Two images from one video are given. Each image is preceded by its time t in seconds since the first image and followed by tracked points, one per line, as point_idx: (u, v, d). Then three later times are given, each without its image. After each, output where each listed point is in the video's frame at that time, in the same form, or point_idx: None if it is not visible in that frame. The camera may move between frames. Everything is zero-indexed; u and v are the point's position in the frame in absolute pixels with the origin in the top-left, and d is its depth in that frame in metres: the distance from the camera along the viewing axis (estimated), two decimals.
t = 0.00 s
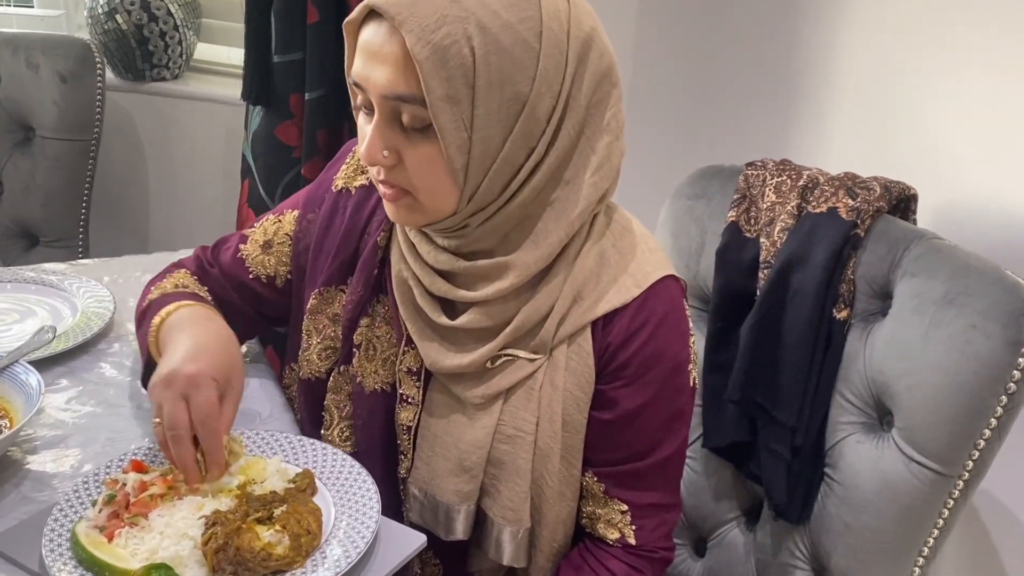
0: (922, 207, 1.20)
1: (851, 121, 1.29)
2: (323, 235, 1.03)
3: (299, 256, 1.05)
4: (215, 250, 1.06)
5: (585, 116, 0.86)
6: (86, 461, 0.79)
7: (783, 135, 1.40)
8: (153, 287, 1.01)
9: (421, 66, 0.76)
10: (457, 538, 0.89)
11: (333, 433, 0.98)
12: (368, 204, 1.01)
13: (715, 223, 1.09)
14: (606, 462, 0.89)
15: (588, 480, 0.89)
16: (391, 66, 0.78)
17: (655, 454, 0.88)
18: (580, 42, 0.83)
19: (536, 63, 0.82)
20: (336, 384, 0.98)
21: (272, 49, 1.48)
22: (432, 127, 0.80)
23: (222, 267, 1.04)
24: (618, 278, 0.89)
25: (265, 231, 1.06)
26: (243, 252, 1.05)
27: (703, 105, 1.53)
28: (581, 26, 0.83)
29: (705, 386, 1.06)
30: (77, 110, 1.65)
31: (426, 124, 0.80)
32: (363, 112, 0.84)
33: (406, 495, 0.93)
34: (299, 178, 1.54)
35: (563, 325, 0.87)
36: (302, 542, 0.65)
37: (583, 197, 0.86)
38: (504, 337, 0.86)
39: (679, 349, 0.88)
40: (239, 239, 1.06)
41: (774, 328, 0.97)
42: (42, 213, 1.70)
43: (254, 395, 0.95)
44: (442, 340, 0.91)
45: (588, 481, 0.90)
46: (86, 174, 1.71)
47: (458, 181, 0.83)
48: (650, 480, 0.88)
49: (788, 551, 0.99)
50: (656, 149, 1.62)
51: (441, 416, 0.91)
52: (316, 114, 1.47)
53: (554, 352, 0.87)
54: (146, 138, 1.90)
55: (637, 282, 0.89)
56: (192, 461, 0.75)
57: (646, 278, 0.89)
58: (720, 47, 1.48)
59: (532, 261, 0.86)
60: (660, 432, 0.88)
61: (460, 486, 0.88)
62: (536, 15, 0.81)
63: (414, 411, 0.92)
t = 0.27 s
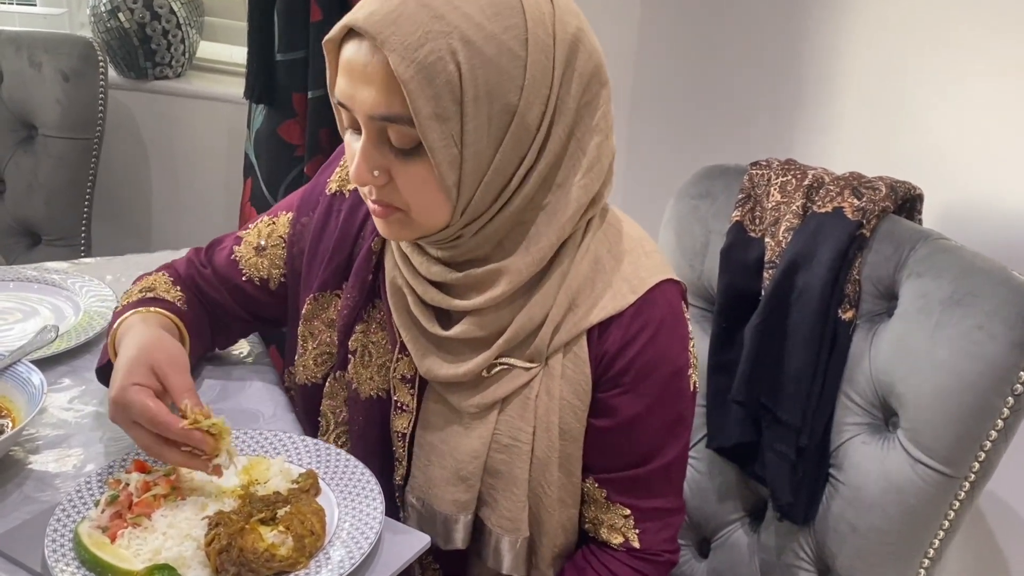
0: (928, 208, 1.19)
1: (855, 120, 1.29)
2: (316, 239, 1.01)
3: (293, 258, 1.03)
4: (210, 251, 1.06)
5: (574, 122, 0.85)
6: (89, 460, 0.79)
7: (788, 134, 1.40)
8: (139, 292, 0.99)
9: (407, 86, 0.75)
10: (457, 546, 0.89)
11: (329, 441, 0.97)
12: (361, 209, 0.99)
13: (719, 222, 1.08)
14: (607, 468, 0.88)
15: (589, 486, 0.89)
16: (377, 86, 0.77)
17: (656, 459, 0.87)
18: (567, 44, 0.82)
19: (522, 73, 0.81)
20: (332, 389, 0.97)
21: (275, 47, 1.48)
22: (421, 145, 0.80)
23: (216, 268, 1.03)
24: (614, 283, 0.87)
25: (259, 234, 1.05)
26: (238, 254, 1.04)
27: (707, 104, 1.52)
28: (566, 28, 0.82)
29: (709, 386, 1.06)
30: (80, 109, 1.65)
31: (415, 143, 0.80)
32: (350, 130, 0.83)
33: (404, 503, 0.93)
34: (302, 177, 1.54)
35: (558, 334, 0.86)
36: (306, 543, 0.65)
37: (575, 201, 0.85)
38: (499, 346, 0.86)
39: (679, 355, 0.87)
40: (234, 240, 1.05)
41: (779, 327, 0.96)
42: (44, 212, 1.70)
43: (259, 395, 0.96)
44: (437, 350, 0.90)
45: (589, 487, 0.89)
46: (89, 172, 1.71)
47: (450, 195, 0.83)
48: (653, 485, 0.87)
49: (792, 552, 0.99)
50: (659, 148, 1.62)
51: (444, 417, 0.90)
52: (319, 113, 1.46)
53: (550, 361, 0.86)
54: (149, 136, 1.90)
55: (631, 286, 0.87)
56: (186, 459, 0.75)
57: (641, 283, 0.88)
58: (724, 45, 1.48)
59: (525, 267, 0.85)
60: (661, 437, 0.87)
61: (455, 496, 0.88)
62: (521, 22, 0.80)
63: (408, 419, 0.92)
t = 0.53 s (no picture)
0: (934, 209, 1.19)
1: (860, 120, 1.28)
2: (305, 251, 0.98)
3: (283, 271, 1.00)
4: (201, 262, 1.03)
5: (549, 141, 0.80)
6: (91, 461, 0.79)
7: (793, 134, 1.40)
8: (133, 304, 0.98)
9: (365, 124, 0.72)
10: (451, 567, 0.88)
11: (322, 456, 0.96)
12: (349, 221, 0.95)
13: (724, 223, 1.07)
14: (606, 482, 0.87)
15: (590, 497, 0.88)
16: (334, 125, 0.73)
17: (657, 470, 0.85)
18: (534, 61, 0.77)
19: (488, 98, 0.76)
20: (325, 403, 0.94)
21: (278, 45, 1.48)
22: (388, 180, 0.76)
23: (207, 280, 1.01)
24: (604, 299, 0.85)
25: (248, 244, 1.02)
26: (227, 266, 1.01)
27: (712, 104, 1.52)
28: (534, 41, 0.78)
29: (715, 387, 1.06)
30: (83, 108, 1.65)
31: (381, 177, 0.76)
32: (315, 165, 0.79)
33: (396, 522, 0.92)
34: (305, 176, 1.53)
35: (548, 352, 0.84)
36: (309, 545, 0.64)
37: (555, 220, 0.81)
38: (489, 366, 0.84)
39: (674, 368, 0.85)
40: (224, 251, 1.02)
41: (784, 330, 0.96)
42: (46, 211, 1.70)
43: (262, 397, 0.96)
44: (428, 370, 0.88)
45: (590, 498, 0.88)
46: (91, 171, 1.71)
47: (423, 227, 0.79)
48: (655, 494, 0.85)
49: (797, 554, 0.99)
50: (663, 148, 1.61)
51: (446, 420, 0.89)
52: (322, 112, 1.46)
53: (542, 379, 0.84)
54: (151, 135, 1.89)
55: (623, 300, 0.85)
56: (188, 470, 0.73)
57: (634, 295, 0.85)
58: (729, 45, 1.47)
59: (509, 290, 0.82)
60: (660, 450, 0.84)
61: (449, 516, 0.86)
62: (482, 44, 0.75)
63: (398, 436, 0.89)
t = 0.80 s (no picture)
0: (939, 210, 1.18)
1: (865, 121, 1.28)
2: (298, 261, 0.97)
3: (278, 278, 0.99)
4: (198, 263, 1.03)
5: (532, 168, 0.79)
6: (96, 461, 0.79)
7: (798, 135, 1.39)
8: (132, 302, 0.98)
9: (337, 163, 0.71)
10: None
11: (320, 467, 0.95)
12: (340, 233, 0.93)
13: (729, 223, 1.07)
14: (607, 493, 0.85)
15: (593, 508, 0.86)
16: (308, 163, 0.72)
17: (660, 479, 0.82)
18: (515, 89, 0.76)
19: (465, 133, 0.75)
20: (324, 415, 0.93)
21: (283, 44, 1.48)
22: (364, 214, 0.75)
23: (203, 283, 1.01)
24: (594, 314, 0.82)
25: (243, 250, 1.01)
26: (222, 270, 1.00)
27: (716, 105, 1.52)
28: (515, 69, 0.76)
29: (719, 388, 1.05)
30: (87, 107, 1.65)
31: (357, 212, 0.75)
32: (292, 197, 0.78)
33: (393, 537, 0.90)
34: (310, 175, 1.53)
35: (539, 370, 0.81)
36: (314, 545, 0.64)
37: (545, 249, 0.79)
38: (481, 385, 0.82)
39: (670, 382, 0.82)
40: (220, 255, 1.02)
41: (790, 330, 0.95)
42: (49, 210, 1.70)
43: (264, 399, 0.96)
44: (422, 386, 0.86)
45: (593, 509, 0.86)
46: (95, 171, 1.71)
47: (401, 261, 0.79)
48: (660, 503, 0.83)
49: (802, 555, 0.98)
50: (668, 149, 1.61)
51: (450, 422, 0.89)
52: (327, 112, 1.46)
53: (535, 396, 0.82)
54: (155, 135, 1.89)
55: (615, 314, 0.83)
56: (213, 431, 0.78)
57: (627, 309, 0.83)
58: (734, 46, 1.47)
59: (495, 317, 0.80)
60: (662, 460, 0.82)
61: (443, 531, 0.85)
62: (460, 78, 0.74)
63: (391, 450, 0.88)
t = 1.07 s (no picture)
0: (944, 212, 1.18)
1: (869, 123, 1.28)
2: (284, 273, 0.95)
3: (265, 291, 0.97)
4: (186, 274, 1.01)
5: (507, 204, 0.75)
6: (99, 463, 0.78)
7: (803, 136, 1.39)
8: (120, 311, 0.96)
9: (300, 208, 0.67)
10: None
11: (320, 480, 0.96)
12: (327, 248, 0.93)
13: (734, 225, 1.07)
14: (606, 509, 0.83)
15: (593, 522, 0.85)
16: (270, 207, 0.68)
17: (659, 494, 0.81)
18: (486, 124, 0.72)
19: (434, 175, 0.71)
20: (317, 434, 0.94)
21: (287, 45, 1.48)
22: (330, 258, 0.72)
23: (191, 295, 0.99)
24: (580, 337, 0.79)
25: (231, 263, 0.99)
26: (210, 282, 0.98)
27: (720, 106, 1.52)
28: (484, 104, 0.72)
29: (724, 391, 1.05)
30: (90, 107, 1.65)
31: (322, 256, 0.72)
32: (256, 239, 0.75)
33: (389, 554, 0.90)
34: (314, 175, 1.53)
35: (528, 394, 0.79)
36: (318, 548, 0.64)
37: (526, 286, 0.76)
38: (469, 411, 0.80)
39: (662, 403, 0.79)
40: (208, 266, 1.00)
41: (795, 332, 0.95)
42: (53, 210, 1.70)
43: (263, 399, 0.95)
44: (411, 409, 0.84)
45: (594, 523, 0.85)
46: (99, 171, 1.71)
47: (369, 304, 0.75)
48: (660, 517, 0.81)
49: (806, 558, 0.98)
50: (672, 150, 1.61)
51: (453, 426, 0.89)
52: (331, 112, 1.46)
53: (525, 421, 0.80)
54: (159, 135, 1.89)
55: (601, 337, 0.79)
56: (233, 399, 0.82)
57: (614, 332, 0.80)
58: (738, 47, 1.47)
59: (472, 352, 0.77)
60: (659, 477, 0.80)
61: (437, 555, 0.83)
62: (429, 119, 0.70)
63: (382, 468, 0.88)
